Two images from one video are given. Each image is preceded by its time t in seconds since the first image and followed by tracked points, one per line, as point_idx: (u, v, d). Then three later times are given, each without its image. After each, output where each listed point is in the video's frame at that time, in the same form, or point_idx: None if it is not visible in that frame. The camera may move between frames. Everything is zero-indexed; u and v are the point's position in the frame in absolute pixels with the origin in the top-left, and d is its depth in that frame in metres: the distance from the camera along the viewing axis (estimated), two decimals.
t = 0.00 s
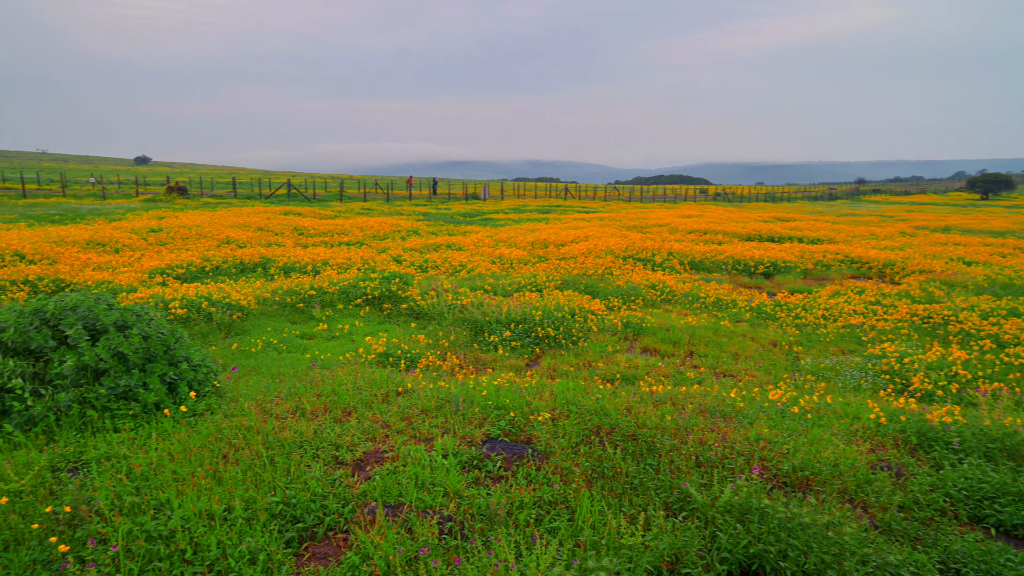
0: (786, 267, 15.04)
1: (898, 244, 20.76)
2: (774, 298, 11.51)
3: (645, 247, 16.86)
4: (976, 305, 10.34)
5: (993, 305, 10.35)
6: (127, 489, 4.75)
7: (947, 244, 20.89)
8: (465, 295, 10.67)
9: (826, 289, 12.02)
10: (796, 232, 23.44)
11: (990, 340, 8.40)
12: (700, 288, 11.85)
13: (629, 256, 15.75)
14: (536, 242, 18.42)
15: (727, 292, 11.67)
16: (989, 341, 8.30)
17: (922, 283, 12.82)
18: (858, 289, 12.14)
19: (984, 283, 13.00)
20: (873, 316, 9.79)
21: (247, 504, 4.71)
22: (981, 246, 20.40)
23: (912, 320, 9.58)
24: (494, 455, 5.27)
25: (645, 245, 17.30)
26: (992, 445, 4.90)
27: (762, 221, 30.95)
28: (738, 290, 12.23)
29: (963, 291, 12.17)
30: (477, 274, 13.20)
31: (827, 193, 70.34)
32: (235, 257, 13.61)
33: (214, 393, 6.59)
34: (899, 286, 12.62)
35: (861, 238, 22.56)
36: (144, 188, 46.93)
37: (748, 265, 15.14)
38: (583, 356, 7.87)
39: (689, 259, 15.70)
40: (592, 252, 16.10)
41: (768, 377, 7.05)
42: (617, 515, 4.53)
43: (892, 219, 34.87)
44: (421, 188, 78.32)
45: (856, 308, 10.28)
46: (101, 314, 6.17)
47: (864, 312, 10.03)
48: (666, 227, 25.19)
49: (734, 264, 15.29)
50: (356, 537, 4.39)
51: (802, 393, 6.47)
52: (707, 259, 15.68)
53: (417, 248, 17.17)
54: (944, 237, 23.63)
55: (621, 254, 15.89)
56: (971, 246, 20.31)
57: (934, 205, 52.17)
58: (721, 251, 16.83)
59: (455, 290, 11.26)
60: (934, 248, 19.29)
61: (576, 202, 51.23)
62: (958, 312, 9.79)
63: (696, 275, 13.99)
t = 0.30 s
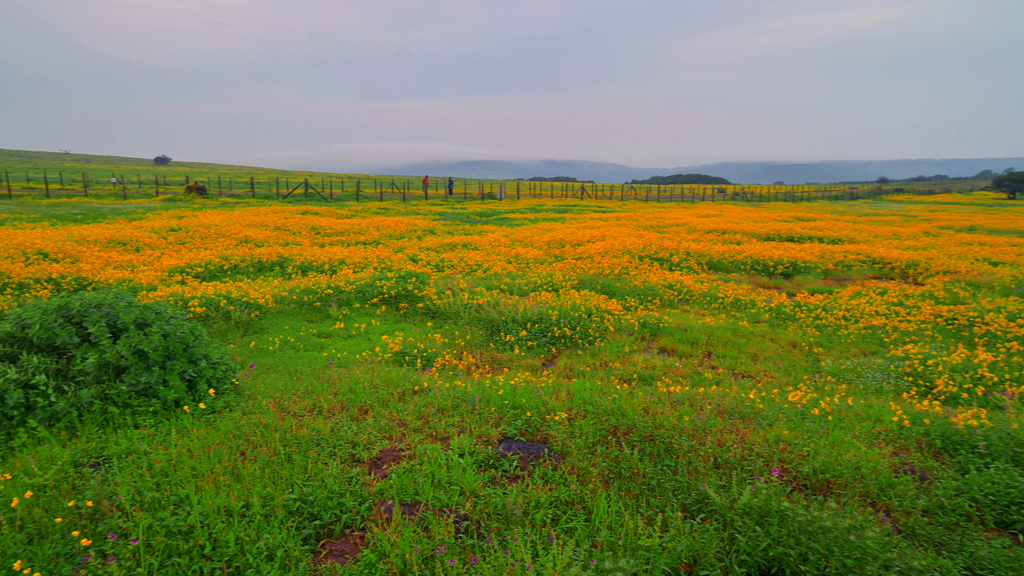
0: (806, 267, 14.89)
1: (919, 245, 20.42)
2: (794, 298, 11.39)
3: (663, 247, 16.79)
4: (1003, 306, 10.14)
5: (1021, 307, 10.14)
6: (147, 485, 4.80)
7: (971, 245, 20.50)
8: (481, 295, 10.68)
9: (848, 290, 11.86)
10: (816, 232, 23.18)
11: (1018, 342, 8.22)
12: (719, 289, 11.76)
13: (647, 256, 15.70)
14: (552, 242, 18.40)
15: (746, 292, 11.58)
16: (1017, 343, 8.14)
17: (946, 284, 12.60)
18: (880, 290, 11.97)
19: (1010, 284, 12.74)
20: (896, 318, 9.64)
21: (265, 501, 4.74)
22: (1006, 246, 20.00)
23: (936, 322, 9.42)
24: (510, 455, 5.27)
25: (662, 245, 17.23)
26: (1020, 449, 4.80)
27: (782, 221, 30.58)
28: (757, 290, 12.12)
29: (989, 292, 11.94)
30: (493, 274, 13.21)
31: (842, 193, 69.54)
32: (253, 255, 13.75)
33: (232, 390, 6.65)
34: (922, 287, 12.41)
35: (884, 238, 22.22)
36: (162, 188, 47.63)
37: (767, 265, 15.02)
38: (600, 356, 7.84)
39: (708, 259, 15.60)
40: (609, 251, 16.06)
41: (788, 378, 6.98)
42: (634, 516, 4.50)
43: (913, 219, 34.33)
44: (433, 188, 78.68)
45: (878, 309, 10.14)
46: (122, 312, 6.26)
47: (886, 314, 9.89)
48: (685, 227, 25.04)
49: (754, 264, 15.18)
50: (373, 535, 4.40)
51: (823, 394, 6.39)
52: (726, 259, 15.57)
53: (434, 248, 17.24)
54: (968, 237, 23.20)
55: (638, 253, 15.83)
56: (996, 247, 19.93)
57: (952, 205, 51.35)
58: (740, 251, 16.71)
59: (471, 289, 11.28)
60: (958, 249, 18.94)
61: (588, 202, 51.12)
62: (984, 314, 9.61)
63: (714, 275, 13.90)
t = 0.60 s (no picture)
0: (825, 267, 14.72)
1: (940, 244, 20.10)
2: (813, 298, 11.27)
3: (681, 246, 16.71)
4: None
5: None
6: (166, 481, 4.85)
7: (994, 245, 20.12)
8: (497, 294, 10.68)
9: (869, 290, 11.72)
10: (834, 231, 22.91)
11: None
12: (737, 288, 11.67)
13: (664, 255, 15.64)
14: (568, 241, 18.37)
15: (764, 292, 11.48)
16: None
17: (970, 285, 12.39)
18: (902, 290, 11.81)
19: None
20: (918, 319, 9.51)
21: (282, 497, 4.78)
22: None
23: (960, 323, 9.27)
24: (525, 454, 5.26)
25: (678, 244, 17.13)
26: None
27: (801, 220, 30.20)
28: (776, 290, 12.02)
29: (1016, 293, 11.71)
30: (508, 273, 13.21)
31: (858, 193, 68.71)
32: (270, 254, 13.87)
33: (250, 388, 6.71)
34: (946, 288, 12.22)
35: (906, 238, 21.87)
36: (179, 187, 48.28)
37: (786, 264, 14.90)
38: (616, 356, 7.81)
39: (725, 258, 15.48)
40: (625, 251, 15.99)
41: (807, 379, 6.91)
42: (650, 517, 4.48)
43: (934, 218, 33.80)
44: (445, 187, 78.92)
45: (899, 310, 10.00)
46: (141, 309, 6.34)
47: (908, 314, 9.75)
48: (702, 226, 24.88)
49: (772, 264, 15.05)
50: (389, 533, 4.41)
51: (843, 395, 6.32)
52: (743, 259, 15.44)
53: (449, 246, 17.29)
54: (993, 237, 22.77)
55: (655, 253, 15.76)
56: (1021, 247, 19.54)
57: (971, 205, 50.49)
58: (758, 250, 16.56)
59: (486, 288, 11.30)
60: (982, 249, 18.61)
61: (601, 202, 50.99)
62: (1010, 315, 9.44)
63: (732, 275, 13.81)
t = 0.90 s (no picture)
0: (843, 266, 14.56)
1: (961, 243, 19.78)
2: (832, 297, 11.16)
3: (697, 245, 16.60)
4: None
5: None
6: (184, 476, 4.90)
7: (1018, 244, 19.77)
8: (511, 292, 10.68)
9: (888, 289, 11.57)
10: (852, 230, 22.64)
11: None
12: (754, 288, 11.56)
13: (680, 254, 15.54)
14: (584, 240, 18.33)
15: (781, 291, 11.37)
16: None
17: (994, 284, 12.18)
18: (923, 289, 11.65)
19: None
20: (940, 318, 9.37)
21: (297, 494, 4.81)
22: None
23: (983, 323, 9.12)
24: (540, 453, 5.25)
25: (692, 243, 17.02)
26: None
27: (818, 218, 29.84)
28: (793, 289, 11.91)
29: None
30: (523, 271, 13.21)
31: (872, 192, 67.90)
32: (286, 252, 13.98)
33: (266, 385, 6.76)
34: (969, 287, 12.03)
35: (927, 237, 21.51)
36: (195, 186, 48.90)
37: (804, 264, 14.76)
38: (631, 355, 7.78)
39: (741, 258, 15.31)
40: (640, 249, 15.92)
41: (825, 379, 6.84)
42: (666, 517, 4.45)
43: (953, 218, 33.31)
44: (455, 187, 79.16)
45: (921, 310, 9.87)
46: (158, 307, 6.40)
47: (929, 314, 9.61)
48: (718, 225, 24.69)
49: (789, 263, 14.90)
50: (403, 530, 4.42)
51: (862, 396, 6.25)
52: (760, 258, 15.31)
53: (464, 245, 17.31)
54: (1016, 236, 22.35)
55: (671, 252, 15.65)
56: None
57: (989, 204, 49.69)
58: (775, 249, 16.38)
59: (501, 287, 11.31)
60: (1005, 248, 18.28)
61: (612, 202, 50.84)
62: None
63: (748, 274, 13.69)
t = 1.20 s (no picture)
0: (861, 267, 14.40)
1: (981, 244, 19.47)
2: (849, 299, 11.04)
3: (712, 245, 16.50)
4: None
5: None
6: (200, 473, 4.95)
7: None
8: (525, 292, 10.68)
9: (907, 291, 11.44)
10: (869, 230, 22.38)
11: None
12: (770, 288, 11.46)
13: (695, 254, 15.46)
14: (598, 240, 18.30)
15: (798, 291, 11.28)
16: None
17: (1016, 286, 11.97)
18: (943, 291, 11.48)
19: None
20: (960, 320, 9.24)
21: (311, 491, 4.84)
22: None
23: (1005, 325, 8.98)
24: (553, 452, 5.24)
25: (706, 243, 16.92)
26: None
27: (835, 218, 29.52)
28: (809, 291, 11.80)
29: None
30: (536, 271, 13.21)
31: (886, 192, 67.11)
32: (300, 252, 14.08)
33: (280, 383, 6.82)
34: (991, 289, 11.84)
35: (947, 238, 21.18)
36: (209, 186, 49.40)
37: (821, 264, 14.63)
38: (644, 355, 7.75)
39: (756, 258, 15.21)
40: (654, 250, 15.85)
41: (842, 381, 6.77)
42: (680, 518, 4.42)
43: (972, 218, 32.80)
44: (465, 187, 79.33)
45: (941, 311, 9.74)
46: (174, 305, 6.45)
47: (949, 316, 9.48)
48: (733, 225, 24.51)
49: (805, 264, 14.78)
50: (417, 529, 4.44)
51: (880, 398, 6.18)
52: (775, 258, 15.19)
53: (477, 245, 17.34)
54: None
55: (686, 252, 15.57)
56: None
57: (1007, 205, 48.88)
58: (792, 250, 16.24)
59: (514, 287, 11.31)
60: None
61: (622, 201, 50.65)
62: None
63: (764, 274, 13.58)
